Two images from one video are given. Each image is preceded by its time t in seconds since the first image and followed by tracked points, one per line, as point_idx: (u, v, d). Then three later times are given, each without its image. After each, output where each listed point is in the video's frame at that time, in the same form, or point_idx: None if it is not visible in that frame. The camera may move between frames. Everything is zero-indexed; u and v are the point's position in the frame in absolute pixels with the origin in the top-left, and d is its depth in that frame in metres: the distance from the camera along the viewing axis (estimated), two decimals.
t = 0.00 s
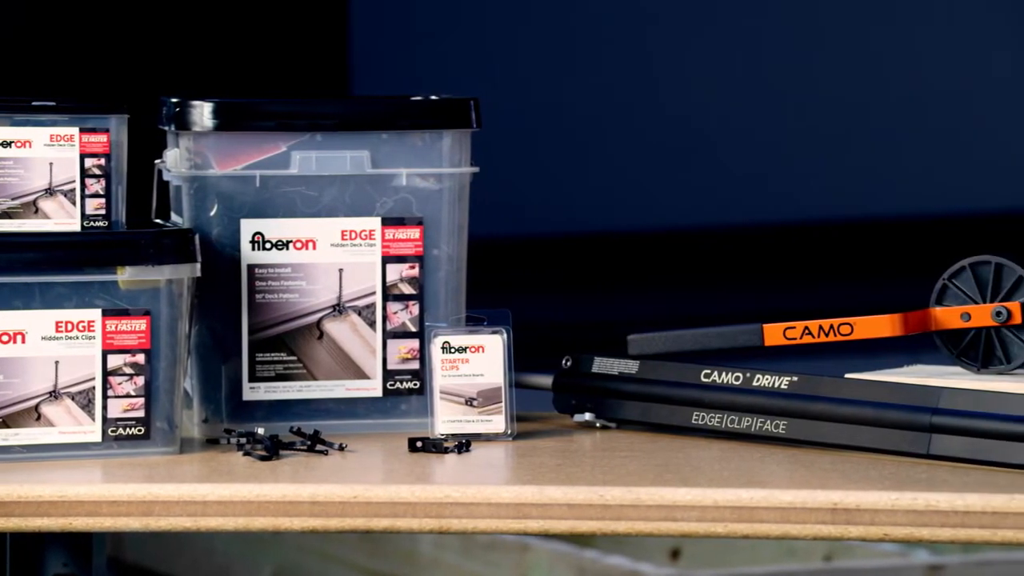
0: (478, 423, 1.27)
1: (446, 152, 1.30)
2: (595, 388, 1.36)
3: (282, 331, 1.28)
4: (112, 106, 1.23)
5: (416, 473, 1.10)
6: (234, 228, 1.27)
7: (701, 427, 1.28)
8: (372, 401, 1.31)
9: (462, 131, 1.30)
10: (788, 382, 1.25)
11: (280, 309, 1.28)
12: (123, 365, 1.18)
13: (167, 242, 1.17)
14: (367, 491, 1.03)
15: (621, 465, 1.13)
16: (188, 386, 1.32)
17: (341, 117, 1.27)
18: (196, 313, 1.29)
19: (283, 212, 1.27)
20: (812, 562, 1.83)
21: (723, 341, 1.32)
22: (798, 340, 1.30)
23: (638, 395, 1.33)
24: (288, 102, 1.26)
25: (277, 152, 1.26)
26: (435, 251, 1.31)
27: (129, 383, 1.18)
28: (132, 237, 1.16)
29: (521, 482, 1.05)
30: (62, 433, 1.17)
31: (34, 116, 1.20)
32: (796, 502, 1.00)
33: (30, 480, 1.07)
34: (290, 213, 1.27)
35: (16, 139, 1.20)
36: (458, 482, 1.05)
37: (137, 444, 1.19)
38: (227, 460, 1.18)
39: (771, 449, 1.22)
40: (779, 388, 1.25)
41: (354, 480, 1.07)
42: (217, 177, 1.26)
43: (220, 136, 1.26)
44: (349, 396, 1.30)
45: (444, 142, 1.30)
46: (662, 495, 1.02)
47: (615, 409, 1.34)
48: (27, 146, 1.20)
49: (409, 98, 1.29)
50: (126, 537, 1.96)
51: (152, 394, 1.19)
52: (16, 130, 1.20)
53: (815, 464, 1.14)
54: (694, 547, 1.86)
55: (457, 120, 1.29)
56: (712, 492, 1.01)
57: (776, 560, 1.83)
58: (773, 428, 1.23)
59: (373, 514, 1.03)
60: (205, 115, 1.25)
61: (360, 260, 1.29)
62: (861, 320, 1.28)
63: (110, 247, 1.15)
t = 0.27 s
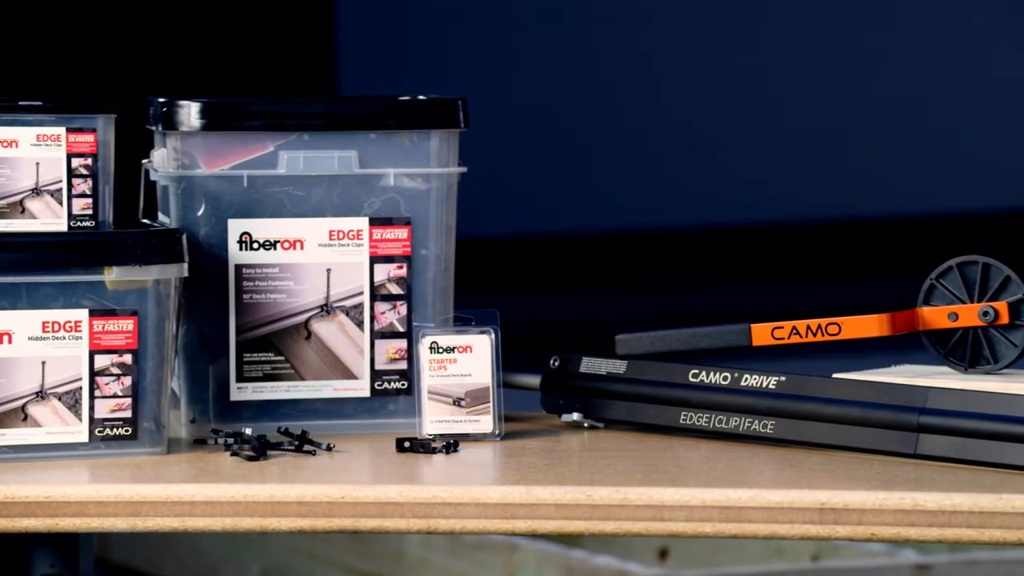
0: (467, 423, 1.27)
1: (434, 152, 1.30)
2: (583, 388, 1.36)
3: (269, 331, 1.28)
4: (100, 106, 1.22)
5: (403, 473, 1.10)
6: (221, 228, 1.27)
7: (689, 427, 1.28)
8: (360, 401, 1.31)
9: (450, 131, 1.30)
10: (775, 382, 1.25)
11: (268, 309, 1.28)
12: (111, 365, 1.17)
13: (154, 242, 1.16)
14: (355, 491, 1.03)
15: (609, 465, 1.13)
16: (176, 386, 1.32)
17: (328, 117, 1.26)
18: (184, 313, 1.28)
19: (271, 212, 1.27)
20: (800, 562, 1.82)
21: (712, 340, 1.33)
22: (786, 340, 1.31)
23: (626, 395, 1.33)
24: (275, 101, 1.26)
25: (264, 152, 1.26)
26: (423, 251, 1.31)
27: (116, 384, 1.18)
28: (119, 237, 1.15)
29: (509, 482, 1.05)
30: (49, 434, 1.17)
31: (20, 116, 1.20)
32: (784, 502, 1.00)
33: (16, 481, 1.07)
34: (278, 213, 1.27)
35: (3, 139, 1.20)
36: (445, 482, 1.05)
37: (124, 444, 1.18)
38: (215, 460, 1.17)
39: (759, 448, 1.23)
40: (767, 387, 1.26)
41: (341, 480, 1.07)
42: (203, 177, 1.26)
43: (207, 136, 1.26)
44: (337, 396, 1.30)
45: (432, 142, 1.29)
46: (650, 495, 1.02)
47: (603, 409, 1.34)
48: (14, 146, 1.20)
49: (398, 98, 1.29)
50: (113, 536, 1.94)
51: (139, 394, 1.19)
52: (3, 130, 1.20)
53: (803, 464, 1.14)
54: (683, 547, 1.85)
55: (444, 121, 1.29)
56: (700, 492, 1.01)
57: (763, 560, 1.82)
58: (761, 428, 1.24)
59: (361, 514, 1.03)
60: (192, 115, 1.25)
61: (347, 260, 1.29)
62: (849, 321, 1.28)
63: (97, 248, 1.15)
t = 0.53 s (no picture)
0: (453, 423, 1.27)
1: (420, 152, 1.29)
2: (569, 388, 1.37)
3: (255, 331, 1.28)
4: (84, 106, 1.22)
5: (390, 473, 1.10)
6: (207, 228, 1.27)
7: (676, 427, 1.29)
8: (347, 401, 1.31)
9: (435, 131, 1.30)
10: (761, 382, 1.26)
11: (254, 310, 1.28)
12: (96, 365, 1.17)
13: (139, 242, 1.16)
14: (341, 492, 1.04)
15: (596, 465, 1.14)
16: (161, 386, 1.32)
17: (314, 117, 1.26)
18: (169, 313, 1.28)
19: (256, 213, 1.27)
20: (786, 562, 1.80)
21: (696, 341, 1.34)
22: (772, 340, 1.31)
23: (612, 395, 1.34)
24: (260, 101, 1.26)
25: (250, 152, 1.26)
26: (410, 251, 1.31)
27: (101, 384, 1.18)
28: (104, 238, 1.15)
29: (495, 482, 1.05)
30: (34, 434, 1.17)
31: (4, 115, 1.20)
32: (770, 502, 1.00)
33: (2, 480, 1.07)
34: (263, 213, 1.27)
35: None
36: (431, 482, 1.05)
37: (109, 444, 1.18)
38: (201, 461, 1.17)
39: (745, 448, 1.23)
40: (753, 387, 1.26)
41: (327, 481, 1.07)
42: (189, 177, 1.26)
43: (192, 136, 1.26)
44: (323, 396, 1.30)
45: (418, 141, 1.29)
46: (636, 494, 1.02)
47: (589, 409, 1.35)
48: None
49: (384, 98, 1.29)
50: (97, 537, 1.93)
51: (124, 394, 1.19)
52: None
53: (789, 464, 1.14)
54: (669, 547, 1.84)
55: (429, 121, 1.29)
56: (686, 492, 1.02)
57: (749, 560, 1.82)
58: (747, 428, 1.24)
59: (347, 514, 1.03)
60: (177, 115, 1.25)
61: (333, 259, 1.29)
62: (835, 321, 1.29)
63: (82, 247, 1.15)
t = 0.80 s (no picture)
0: (441, 423, 1.27)
1: (408, 152, 1.29)
2: (557, 388, 1.37)
3: (244, 331, 1.28)
4: (72, 106, 1.21)
5: (378, 473, 1.10)
6: (195, 228, 1.27)
7: (664, 427, 1.29)
8: (334, 401, 1.31)
9: (424, 131, 1.30)
10: (750, 382, 1.26)
11: (242, 310, 1.28)
12: (83, 365, 1.17)
13: (127, 242, 1.16)
14: (329, 492, 1.04)
15: (584, 465, 1.14)
16: (149, 387, 1.32)
17: (302, 117, 1.26)
18: (157, 314, 1.28)
19: (244, 213, 1.27)
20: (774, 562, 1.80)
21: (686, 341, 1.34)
22: (760, 340, 1.32)
23: (601, 395, 1.34)
24: (249, 101, 1.26)
25: (238, 152, 1.26)
26: (397, 251, 1.31)
27: (88, 384, 1.17)
28: (91, 238, 1.15)
29: (484, 482, 1.06)
30: (21, 434, 1.17)
31: None
32: (758, 502, 1.00)
33: None
34: (251, 214, 1.27)
35: None
36: (419, 482, 1.05)
37: (96, 444, 1.18)
38: (188, 461, 1.17)
39: (732, 448, 1.23)
40: (741, 387, 1.26)
41: (315, 481, 1.07)
42: (176, 177, 1.26)
43: (180, 136, 1.26)
44: (311, 396, 1.30)
45: (406, 142, 1.29)
46: (624, 494, 1.02)
47: (578, 409, 1.35)
48: None
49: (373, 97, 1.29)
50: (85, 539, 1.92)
51: (111, 395, 1.19)
52: None
53: (777, 464, 1.15)
54: (658, 547, 1.84)
55: (418, 121, 1.29)
56: (674, 492, 1.02)
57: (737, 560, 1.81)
58: (735, 428, 1.24)
59: (335, 515, 1.03)
60: (165, 115, 1.25)
61: (321, 260, 1.29)
62: (823, 321, 1.29)
63: (69, 247, 1.14)
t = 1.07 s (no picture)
0: (427, 423, 1.27)
1: (395, 152, 1.29)
2: (543, 388, 1.37)
3: (229, 331, 1.28)
4: (57, 106, 1.21)
5: (364, 473, 1.10)
6: (180, 228, 1.27)
7: (650, 427, 1.29)
8: (320, 401, 1.31)
9: (410, 131, 1.30)
10: (736, 382, 1.26)
11: (227, 310, 1.28)
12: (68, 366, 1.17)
13: (112, 242, 1.15)
14: (315, 493, 1.04)
15: (570, 465, 1.14)
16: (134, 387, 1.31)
17: (288, 117, 1.26)
18: (143, 314, 1.28)
19: (230, 213, 1.27)
20: (760, 562, 1.77)
21: (673, 341, 1.35)
22: (746, 340, 1.32)
23: (587, 395, 1.34)
24: (234, 101, 1.26)
25: (224, 152, 1.26)
26: (383, 251, 1.31)
27: (74, 385, 1.17)
28: (76, 238, 1.14)
29: (470, 482, 1.06)
30: (6, 435, 1.16)
31: None
32: (744, 502, 1.00)
33: None
34: (237, 214, 1.27)
35: None
36: (405, 483, 1.05)
37: (81, 445, 1.18)
38: (174, 461, 1.17)
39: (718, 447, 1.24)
40: (727, 387, 1.27)
41: (300, 481, 1.07)
42: (162, 177, 1.26)
43: (165, 136, 1.25)
44: (297, 397, 1.30)
45: (393, 142, 1.29)
46: (611, 494, 1.02)
47: (563, 410, 1.36)
48: None
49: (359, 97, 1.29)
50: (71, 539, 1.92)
51: (96, 395, 1.18)
52: None
53: (763, 464, 1.15)
54: (643, 546, 1.80)
55: (404, 121, 1.28)
56: (661, 492, 1.02)
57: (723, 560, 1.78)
58: (721, 428, 1.25)
59: (320, 515, 1.03)
60: (151, 114, 1.25)
61: (307, 260, 1.29)
62: (809, 321, 1.30)
63: (54, 248, 1.14)
